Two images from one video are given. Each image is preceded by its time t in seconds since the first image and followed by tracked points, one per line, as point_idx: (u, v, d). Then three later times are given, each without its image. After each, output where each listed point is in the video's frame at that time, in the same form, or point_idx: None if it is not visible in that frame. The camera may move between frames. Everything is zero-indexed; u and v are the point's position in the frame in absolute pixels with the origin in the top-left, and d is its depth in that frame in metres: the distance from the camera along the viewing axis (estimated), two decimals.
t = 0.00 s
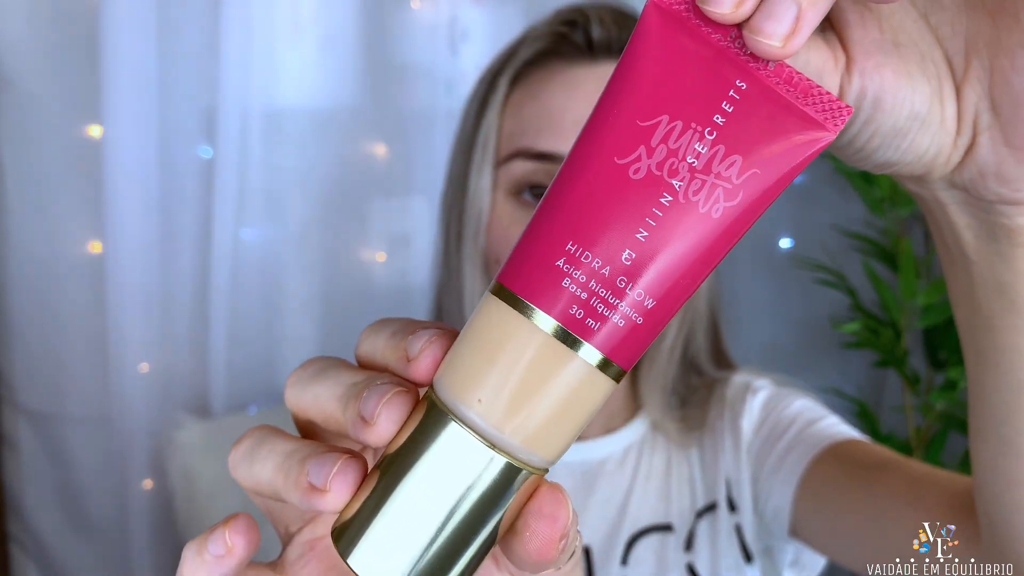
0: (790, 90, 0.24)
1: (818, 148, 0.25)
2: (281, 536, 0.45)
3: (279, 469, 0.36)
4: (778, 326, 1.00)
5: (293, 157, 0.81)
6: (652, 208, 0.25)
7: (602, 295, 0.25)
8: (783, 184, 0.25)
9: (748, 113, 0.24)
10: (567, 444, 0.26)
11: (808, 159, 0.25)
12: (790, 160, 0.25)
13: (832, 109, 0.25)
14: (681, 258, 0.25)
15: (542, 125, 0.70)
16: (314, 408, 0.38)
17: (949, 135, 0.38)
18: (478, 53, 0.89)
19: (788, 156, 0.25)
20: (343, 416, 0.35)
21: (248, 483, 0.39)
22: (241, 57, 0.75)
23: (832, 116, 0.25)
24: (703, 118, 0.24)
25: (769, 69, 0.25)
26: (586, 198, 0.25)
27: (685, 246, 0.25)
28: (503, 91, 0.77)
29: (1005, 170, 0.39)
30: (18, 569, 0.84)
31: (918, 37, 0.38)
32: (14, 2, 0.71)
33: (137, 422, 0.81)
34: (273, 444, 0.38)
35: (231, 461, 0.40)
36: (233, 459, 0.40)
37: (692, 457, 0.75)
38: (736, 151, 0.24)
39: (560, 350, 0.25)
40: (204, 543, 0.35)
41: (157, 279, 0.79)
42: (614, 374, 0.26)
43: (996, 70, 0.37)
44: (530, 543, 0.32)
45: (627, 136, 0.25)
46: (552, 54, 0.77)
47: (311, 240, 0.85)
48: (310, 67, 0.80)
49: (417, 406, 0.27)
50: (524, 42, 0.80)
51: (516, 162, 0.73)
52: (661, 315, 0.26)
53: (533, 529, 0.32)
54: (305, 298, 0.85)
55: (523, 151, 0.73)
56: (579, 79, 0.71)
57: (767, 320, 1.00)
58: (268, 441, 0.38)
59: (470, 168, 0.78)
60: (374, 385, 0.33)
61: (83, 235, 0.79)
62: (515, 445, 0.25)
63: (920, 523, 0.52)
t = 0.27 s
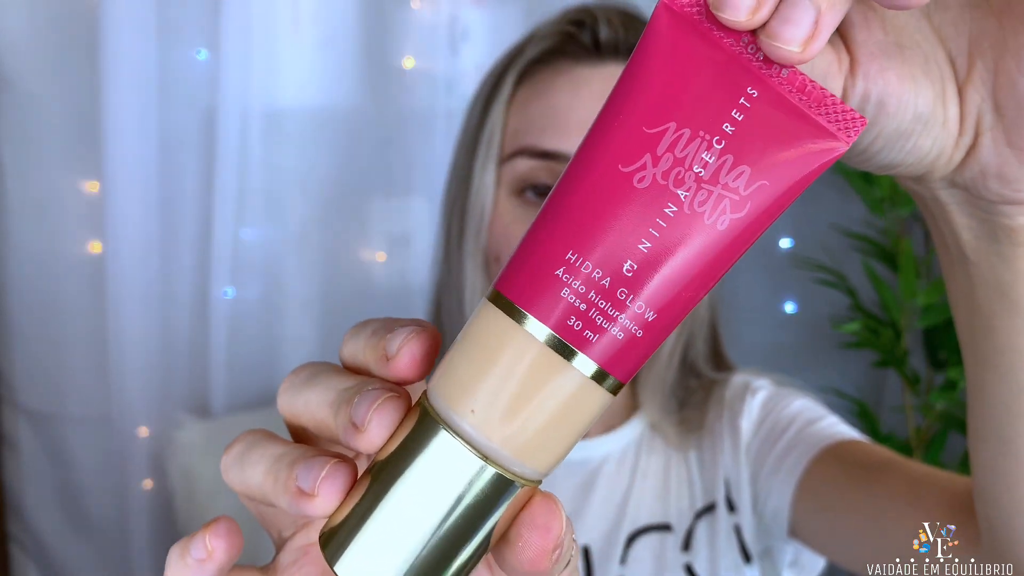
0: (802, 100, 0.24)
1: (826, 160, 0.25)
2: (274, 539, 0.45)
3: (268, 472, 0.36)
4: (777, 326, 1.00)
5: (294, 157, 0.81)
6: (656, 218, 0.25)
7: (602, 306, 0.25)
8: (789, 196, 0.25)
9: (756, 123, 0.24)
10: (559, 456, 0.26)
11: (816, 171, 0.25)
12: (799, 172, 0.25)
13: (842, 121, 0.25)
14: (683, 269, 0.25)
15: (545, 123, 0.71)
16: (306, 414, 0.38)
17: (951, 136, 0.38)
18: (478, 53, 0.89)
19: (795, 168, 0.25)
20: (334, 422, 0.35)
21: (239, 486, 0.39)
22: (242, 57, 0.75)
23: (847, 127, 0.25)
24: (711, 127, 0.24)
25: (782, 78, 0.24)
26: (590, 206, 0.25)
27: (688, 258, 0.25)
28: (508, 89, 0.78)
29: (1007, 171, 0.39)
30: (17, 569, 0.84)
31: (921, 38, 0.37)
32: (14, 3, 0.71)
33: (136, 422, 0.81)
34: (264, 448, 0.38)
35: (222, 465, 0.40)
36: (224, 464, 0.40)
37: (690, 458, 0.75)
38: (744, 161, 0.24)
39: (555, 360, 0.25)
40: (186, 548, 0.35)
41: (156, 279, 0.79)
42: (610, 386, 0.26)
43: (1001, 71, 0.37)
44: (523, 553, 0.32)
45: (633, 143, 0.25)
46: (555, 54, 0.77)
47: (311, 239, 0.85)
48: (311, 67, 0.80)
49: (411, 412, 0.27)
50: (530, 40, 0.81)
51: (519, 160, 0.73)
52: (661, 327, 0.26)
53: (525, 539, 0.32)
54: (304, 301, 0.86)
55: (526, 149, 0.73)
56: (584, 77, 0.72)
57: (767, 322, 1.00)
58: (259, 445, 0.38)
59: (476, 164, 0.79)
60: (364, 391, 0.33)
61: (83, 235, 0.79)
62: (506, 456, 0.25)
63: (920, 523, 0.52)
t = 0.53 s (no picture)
0: (813, 110, 0.24)
1: (837, 171, 0.24)
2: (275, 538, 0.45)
3: (269, 468, 0.36)
4: (778, 326, 1.00)
5: (294, 159, 0.82)
6: (656, 223, 0.24)
7: (599, 310, 0.25)
8: (799, 207, 0.25)
9: (763, 131, 0.24)
10: (563, 466, 0.26)
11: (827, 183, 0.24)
12: (808, 181, 0.24)
13: (853, 133, 0.24)
14: (681, 276, 0.25)
15: (548, 125, 0.71)
16: (301, 412, 0.38)
17: (956, 143, 0.38)
18: (478, 54, 0.88)
19: (804, 178, 0.24)
20: (335, 422, 0.35)
21: (238, 481, 0.39)
22: (241, 57, 0.76)
23: (861, 139, 0.24)
24: (715, 134, 0.24)
25: (793, 88, 0.24)
26: (589, 210, 0.25)
27: (688, 265, 0.25)
28: (510, 89, 0.78)
29: (1007, 176, 0.38)
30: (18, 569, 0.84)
31: (922, 48, 0.37)
32: (14, 3, 0.71)
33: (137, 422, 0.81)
34: (263, 443, 0.38)
35: (220, 459, 0.40)
36: (222, 458, 0.40)
37: (691, 459, 0.75)
38: (750, 169, 0.24)
39: (561, 371, 0.25)
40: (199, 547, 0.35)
41: (157, 280, 0.79)
42: (614, 396, 0.26)
43: (1000, 78, 0.37)
44: (526, 564, 0.32)
45: (635, 149, 0.25)
46: (560, 54, 0.77)
47: (311, 239, 0.85)
48: (309, 67, 0.80)
49: (416, 416, 0.27)
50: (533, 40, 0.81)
51: (522, 162, 0.73)
52: (660, 335, 0.25)
53: (528, 551, 0.31)
54: (305, 302, 0.86)
55: (529, 150, 0.73)
56: (589, 77, 0.73)
57: (767, 322, 1.00)
58: (258, 440, 0.38)
59: (476, 167, 0.79)
60: (367, 392, 0.33)
61: (83, 235, 0.79)
62: (509, 465, 0.25)
63: (921, 523, 0.53)
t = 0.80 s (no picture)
0: (810, 105, 0.24)
1: (835, 166, 0.24)
2: (279, 539, 0.45)
3: (275, 469, 0.36)
4: (778, 326, 1.00)
5: (293, 159, 0.82)
6: (654, 219, 0.24)
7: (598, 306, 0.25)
8: (798, 203, 0.25)
9: (760, 126, 0.24)
10: (570, 466, 0.26)
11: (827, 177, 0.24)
12: (807, 175, 0.24)
13: (848, 128, 0.24)
14: (681, 271, 0.25)
15: (553, 126, 0.71)
16: (304, 412, 0.38)
17: (955, 143, 0.38)
18: (478, 52, 0.88)
19: (801, 173, 0.24)
20: (340, 425, 0.35)
21: (242, 481, 0.39)
22: (242, 57, 0.76)
23: (858, 134, 0.24)
24: (712, 130, 0.24)
25: (789, 84, 0.24)
26: (589, 209, 0.26)
27: (687, 260, 0.25)
28: (513, 90, 0.77)
29: (1008, 175, 0.38)
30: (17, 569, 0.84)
31: (921, 45, 0.37)
32: (14, 3, 0.71)
33: (137, 422, 0.81)
34: (268, 444, 0.37)
35: (223, 458, 0.40)
36: (225, 457, 0.40)
37: (693, 459, 0.75)
38: (748, 164, 0.24)
39: (567, 372, 0.25)
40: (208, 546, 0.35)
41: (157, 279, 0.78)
42: (620, 395, 0.25)
43: (999, 77, 0.37)
44: (537, 566, 0.32)
45: (633, 148, 0.25)
46: (563, 55, 0.77)
47: (311, 240, 0.85)
48: (310, 68, 0.80)
49: (422, 420, 0.27)
50: (534, 42, 0.80)
51: (525, 164, 0.73)
52: (662, 331, 0.25)
53: (540, 552, 0.32)
54: (305, 300, 0.86)
55: (532, 152, 0.73)
56: (591, 77, 0.72)
57: (768, 322, 1.00)
58: (262, 441, 0.38)
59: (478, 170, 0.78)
60: (375, 396, 0.33)
61: (84, 235, 0.79)
62: (517, 467, 0.25)
63: (921, 523, 0.53)
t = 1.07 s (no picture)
0: (800, 98, 0.24)
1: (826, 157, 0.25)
2: (280, 545, 0.45)
3: (273, 478, 0.36)
4: (777, 326, 1.01)
5: (291, 158, 0.82)
6: (661, 216, 0.24)
7: (609, 305, 0.25)
8: (792, 192, 0.26)
9: (757, 121, 0.24)
10: (569, 455, 0.26)
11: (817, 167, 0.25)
12: (801, 169, 0.25)
13: (836, 117, 0.25)
14: (688, 266, 0.25)
15: (555, 125, 0.70)
16: (307, 420, 0.38)
17: (948, 139, 0.39)
18: (478, 53, 0.89)
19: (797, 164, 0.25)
20: (337, 427, 0.35)
21: (245, 490, 0.39)
22: (241, 57, 0.75)
23: (844, 123, 0.25)
24: (712, 125, 0.24)
25: (777, 76, 0.24)
26: (594, 206, 0.25)
27: (694, 255, 0.25)
28: (514, 89, 0.77)
29: (1005, 174, 0.39)
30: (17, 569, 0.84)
31: (915, 41, 0.37)
32: (14, 3, 0.71)
33: (137, 422, 0.81)
34: (268, 454, 0.38)
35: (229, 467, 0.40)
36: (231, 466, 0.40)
37: (694, 459, 0.75)
38: (747, 159, 0.24)
39: (564, 360, 0.25)
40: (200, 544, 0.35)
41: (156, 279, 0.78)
42: (620, 383, 0.26)
43: (999, 75, 0.36)
44: (533, 553, 0.32)
45: (636, 142, 0.25)
46: (564, 54, 0.77)
47: (311, 240, 0.85)
48: (310, 68, 0.80)
49: (414, 416, 0.27)
50: (535, 40, 0.80)
51: (525, 163, 0.73)
52: (669, 324, 0.26)
53: (535, 538, 0.32)
54: (304, 300, 0.86)
55: (533, 150, 0.73)
56: (592, 78, 0.72)
57: (768, 322, 1.00)
58: (264, 450, 0.38)
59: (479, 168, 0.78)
60: (366, 395, 0.34)
61: (84, 235, 0.79)
62: (516, 457, 0.25)
63: (921, 523, 0.52)
